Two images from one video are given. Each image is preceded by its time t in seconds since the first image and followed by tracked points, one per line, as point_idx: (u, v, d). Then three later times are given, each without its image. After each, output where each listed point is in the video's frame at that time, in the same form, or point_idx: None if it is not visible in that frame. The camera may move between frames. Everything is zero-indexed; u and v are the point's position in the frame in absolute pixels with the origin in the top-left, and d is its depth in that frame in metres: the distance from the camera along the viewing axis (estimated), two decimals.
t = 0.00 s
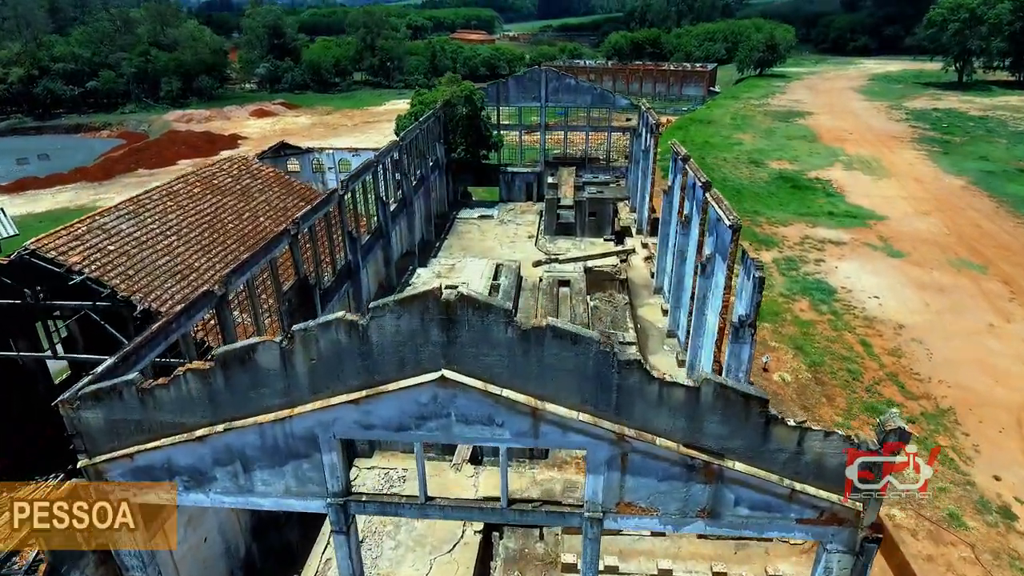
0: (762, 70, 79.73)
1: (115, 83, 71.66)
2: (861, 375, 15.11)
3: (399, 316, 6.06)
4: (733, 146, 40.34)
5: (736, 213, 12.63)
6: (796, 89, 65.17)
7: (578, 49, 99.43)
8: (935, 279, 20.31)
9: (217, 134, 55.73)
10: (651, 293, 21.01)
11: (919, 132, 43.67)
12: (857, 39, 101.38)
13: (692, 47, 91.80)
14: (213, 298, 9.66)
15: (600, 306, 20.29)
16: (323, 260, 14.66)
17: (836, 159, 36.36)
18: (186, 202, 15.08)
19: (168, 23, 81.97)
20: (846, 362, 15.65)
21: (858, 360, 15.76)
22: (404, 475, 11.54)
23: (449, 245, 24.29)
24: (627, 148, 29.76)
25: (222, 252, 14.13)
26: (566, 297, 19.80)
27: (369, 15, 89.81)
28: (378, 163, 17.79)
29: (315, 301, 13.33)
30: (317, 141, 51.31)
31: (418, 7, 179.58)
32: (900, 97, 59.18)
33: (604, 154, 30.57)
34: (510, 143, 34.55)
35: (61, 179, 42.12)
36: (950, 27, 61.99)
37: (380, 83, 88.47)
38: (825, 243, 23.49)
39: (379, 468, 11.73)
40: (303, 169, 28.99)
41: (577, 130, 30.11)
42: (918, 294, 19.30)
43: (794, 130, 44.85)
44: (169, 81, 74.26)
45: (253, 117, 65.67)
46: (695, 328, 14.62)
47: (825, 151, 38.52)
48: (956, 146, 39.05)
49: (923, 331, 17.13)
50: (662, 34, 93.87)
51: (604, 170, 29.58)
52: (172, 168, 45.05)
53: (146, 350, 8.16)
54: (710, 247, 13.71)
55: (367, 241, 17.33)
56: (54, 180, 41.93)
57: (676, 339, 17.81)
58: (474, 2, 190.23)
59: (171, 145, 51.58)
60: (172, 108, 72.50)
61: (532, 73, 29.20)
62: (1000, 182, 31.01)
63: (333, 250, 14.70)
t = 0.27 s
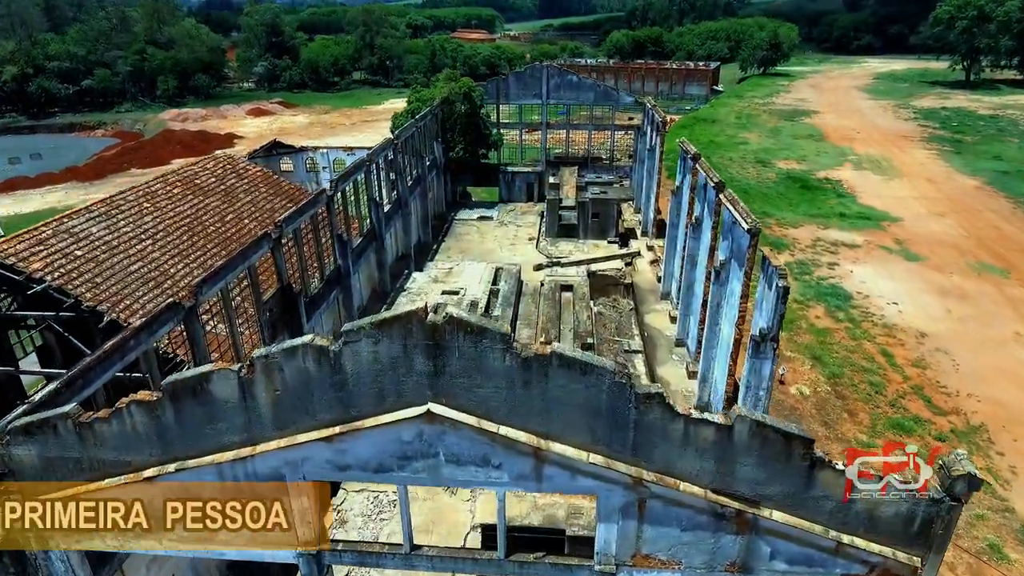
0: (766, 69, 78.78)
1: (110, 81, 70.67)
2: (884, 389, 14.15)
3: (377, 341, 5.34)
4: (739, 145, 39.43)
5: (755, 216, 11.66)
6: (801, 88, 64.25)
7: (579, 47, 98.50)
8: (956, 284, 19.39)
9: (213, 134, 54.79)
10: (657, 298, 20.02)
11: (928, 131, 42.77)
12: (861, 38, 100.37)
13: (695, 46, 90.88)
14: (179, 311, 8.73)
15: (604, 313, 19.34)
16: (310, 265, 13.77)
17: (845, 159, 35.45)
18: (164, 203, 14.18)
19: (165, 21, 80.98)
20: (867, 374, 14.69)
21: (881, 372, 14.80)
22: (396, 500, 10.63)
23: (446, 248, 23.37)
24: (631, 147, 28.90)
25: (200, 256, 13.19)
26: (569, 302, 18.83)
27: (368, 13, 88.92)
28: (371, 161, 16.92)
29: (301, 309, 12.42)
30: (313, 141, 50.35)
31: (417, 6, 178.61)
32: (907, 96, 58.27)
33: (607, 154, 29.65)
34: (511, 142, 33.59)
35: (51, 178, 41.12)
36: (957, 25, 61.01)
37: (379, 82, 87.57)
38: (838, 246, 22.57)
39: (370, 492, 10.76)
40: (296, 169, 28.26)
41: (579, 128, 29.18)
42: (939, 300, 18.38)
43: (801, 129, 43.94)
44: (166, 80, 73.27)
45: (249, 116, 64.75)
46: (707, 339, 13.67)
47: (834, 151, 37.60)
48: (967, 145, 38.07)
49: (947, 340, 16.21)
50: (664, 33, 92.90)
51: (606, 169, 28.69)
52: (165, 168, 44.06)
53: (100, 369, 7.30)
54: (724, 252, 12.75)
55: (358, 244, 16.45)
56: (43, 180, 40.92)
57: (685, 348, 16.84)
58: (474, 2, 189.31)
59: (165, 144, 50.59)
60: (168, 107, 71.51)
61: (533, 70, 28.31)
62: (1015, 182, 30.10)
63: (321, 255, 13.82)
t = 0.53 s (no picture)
0: (768, 78, 78.19)
1: (107, 90, 70.11)
2: (911, 414, 13.25)
3: (346, 393, 6.71)
4: (744, 155, 38.69)
5: (776, 231, 10.71)
6: (804, 97, 63.59)
7: (580, 57, 98.06)
8: (977, 299, 18.52)
9: (209, 143, 54.07)
10: (665, 314, 19.01)
11: (936, 139, 41.98)
12: (863, 48, 99.93)
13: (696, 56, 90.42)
14: (140, 338, 7.81)
15: (609, 329, 18.34)
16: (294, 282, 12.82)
17: (853, 168, 34.70)
18: (139, 214, 13.28)
19: (163, 30, 80.55)
20: (892, 399, 13.74)
21: (906, 396, 13.87)
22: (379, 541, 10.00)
23: (443, 260, 22.49)
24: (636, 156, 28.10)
25: (176, 272, 12.29)
26: (573, 319, 17.86)
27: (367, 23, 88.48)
28: (363, 170, 16.05)
29: (284, 330, 11.43)
30: (310, 150, 49.58)
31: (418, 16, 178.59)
32: (912, 105, 57.56)
33: (610, 163, 28.87)
34: (511, 151, 32.78)
35: (42, 188, 40.34)
36: (962, 33, 60.37)
37: (378, 91, 87.02)
38: (852, 258, 21.72)
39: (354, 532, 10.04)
40: (290, 178, 27.40)
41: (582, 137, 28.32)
42: (960, 316, 17.50)
43: (806, 138, 43.19)
44: (163, 88, 72.69)
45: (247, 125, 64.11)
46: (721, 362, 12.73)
47: (841, 160, 36.83)
48: (978, 155, 37.25)
49: (974, 359, 15.28)
50: (665, 42, 92.48)
51: (609, 179, 27.91)
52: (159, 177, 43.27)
53: (38, 409, 6.47)
54: (741, 269, 11.82)
55: (349, 259, 15.53)
56: (34, 190, 40.15)
57: (695, 369, 15.87)
58: (475, 12, 189.44)
59: (160, 153, 49.83)
60: (165, 116, 70.89)
61: (535, 77, 27.51)
62: None
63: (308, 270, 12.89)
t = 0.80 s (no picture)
0: (771, 81, 77.31)
1: (103, 92, 69.36)
2: (944, 437, 12.28)
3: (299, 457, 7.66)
4: (749, 158, 37.77)
5: (802, 241, 9.77)
6: (809, 100, 62.67)
7: (581, 60, 97.26)
8: (1002, 310, 17.56)
9: (205, 145, 53.23)
10: (673, 325, 18.02)
11: (946, 143, 40.97)
12: (866, 51, 98.99)
13: (697, 58, 89.63)
14: (86, 364, 6.95)
15: (613, 340, 17.59)
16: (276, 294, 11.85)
17: (862, 172, 33.78)
18: (110, 220, 12.34)
19: (160, 33, 79.84)
20: (921, 420, 12.79)
21: (937, 416, 12.90)
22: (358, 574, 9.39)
23: (441, 267, 21.56)
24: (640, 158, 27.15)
25: (147, 283, 11.34)
26: (576, 330, 16.95)
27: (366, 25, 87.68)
28: (353, 174, 15.12)
29: (263, 346, 10.42)
30: (307, 153, 48.62)
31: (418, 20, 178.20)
32: (920, 108, 56.56)
33: (613, 166, 27.94)
34: (512, 154, 31.85)
35: (32, 191, 39.49)
36: (969, 35, 59.38)
37: (377, 94, 86.17)
38: (868, 266, 20.74)
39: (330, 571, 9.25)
40: (283, 182, 26.57)
41: (585, 139, 27.34)
42: (987, 329, 16.53)
43: (813, 141, 42.27)
44: (160, 91, 71.87)
45: (243, 128, 63.30)
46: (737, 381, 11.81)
47: (850, 163, 35.86)
48: (990, 158, 36.29)
49: (1005, 377, 14.29)
50: (666, 45, 91.65)
51: (612, 183, 27.01)
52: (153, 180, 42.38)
53: None
54: (760, 281, 10.91)
55: (339, 268, 14.61)
56: (24, 193, 39.32)
57: (707, 385, 14.89)
58: (476, 16, 189.00)
59: (154, 156, 48.99)
60: (162, 118, 70.10)
61: (536, 77, 26.62)
62: None
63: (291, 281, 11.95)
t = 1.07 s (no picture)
0: (775, 80, 76.44)
1: (99, 91, 68.46)
2: (978, 459, 11.43)
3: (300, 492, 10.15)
4: (756, 158, 36.91)
5: (831, 249, 8.86)
6: (814, 99, 61.78)
7: (582, 59, 96.34)
8: None
9: (200, 145, 52.30)
10: (682, 333, 17.08)
11: (956, 143, 40.11)
12: (869, 50, 98.14)
13: (699, 57, 88.75)
14: (24, 395, 6.04)
15: (619, 350, 16.99)
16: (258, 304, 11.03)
17: (872, 172, 32.94)
18: (80, 225, 11.50)
19: (157, 32, 78.97)
20: (951, 439, 11.94)
21: (968, 436, 12.04)
22: None
23: (438, 271, 20.70)
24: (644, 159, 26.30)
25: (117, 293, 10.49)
26: (580, 339, 16.09)
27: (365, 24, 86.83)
28: (343, 174, 14.27)
29: (240, 364, 9.57)
30: (303, 152, 47.71)
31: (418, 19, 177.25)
32: (926, 107, 55.69)
33: (617, 166, 27.08)
34: (512, 154, 30.97)
35: (22, 191, 38.59)
36: (977, 34, 58.51)
37: (377, 94, 85.30)
38: (883, 270, 19.91)
39: None
40: (276, 183, 25.64)
41: (588, 138, 26.42)
42: (1013, 338, 15.70)
43: (819, 141, 41.42)
44: (156, 90, 70.95)
45: (240, 127, 62.43)
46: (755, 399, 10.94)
47: (860, 163, 34.98)
48: (1003, 158, 35.38)
49: None
50: (668, 44, 90.75)
51: (615, 184, 26.18)
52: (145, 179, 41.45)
53: None
54: (782, 293, 10.05)
55: (328, 275, 13.74)
56: (14, 194, 38.43)
57: (720, 400, 14.01)
58: (476, 16, 188.01)
59: (148, 155, 48.11)
60: (158, 118, 69.23)
61: (537, 74, 25.75)
62: None
63: (274, 290, 11.07)
